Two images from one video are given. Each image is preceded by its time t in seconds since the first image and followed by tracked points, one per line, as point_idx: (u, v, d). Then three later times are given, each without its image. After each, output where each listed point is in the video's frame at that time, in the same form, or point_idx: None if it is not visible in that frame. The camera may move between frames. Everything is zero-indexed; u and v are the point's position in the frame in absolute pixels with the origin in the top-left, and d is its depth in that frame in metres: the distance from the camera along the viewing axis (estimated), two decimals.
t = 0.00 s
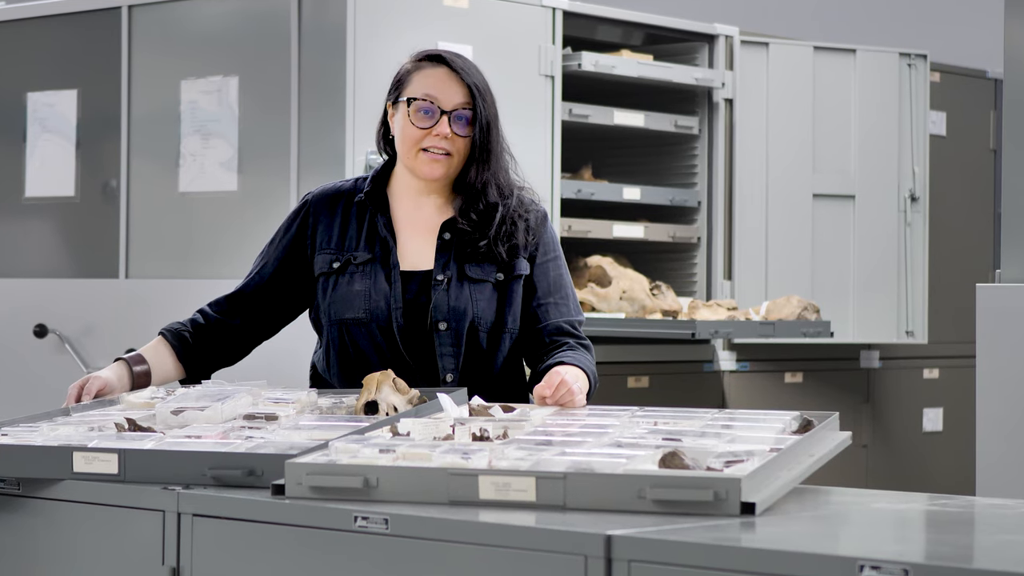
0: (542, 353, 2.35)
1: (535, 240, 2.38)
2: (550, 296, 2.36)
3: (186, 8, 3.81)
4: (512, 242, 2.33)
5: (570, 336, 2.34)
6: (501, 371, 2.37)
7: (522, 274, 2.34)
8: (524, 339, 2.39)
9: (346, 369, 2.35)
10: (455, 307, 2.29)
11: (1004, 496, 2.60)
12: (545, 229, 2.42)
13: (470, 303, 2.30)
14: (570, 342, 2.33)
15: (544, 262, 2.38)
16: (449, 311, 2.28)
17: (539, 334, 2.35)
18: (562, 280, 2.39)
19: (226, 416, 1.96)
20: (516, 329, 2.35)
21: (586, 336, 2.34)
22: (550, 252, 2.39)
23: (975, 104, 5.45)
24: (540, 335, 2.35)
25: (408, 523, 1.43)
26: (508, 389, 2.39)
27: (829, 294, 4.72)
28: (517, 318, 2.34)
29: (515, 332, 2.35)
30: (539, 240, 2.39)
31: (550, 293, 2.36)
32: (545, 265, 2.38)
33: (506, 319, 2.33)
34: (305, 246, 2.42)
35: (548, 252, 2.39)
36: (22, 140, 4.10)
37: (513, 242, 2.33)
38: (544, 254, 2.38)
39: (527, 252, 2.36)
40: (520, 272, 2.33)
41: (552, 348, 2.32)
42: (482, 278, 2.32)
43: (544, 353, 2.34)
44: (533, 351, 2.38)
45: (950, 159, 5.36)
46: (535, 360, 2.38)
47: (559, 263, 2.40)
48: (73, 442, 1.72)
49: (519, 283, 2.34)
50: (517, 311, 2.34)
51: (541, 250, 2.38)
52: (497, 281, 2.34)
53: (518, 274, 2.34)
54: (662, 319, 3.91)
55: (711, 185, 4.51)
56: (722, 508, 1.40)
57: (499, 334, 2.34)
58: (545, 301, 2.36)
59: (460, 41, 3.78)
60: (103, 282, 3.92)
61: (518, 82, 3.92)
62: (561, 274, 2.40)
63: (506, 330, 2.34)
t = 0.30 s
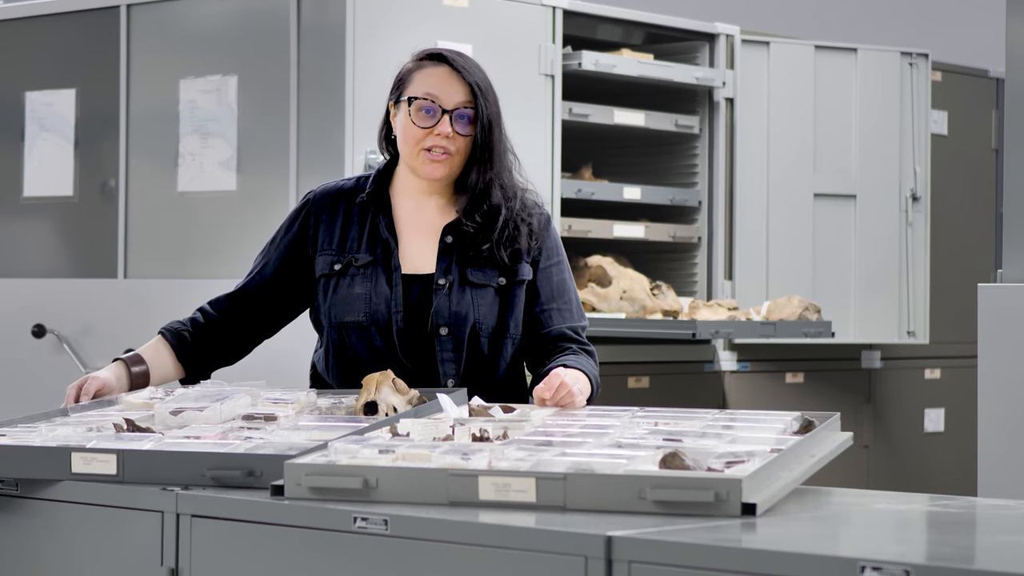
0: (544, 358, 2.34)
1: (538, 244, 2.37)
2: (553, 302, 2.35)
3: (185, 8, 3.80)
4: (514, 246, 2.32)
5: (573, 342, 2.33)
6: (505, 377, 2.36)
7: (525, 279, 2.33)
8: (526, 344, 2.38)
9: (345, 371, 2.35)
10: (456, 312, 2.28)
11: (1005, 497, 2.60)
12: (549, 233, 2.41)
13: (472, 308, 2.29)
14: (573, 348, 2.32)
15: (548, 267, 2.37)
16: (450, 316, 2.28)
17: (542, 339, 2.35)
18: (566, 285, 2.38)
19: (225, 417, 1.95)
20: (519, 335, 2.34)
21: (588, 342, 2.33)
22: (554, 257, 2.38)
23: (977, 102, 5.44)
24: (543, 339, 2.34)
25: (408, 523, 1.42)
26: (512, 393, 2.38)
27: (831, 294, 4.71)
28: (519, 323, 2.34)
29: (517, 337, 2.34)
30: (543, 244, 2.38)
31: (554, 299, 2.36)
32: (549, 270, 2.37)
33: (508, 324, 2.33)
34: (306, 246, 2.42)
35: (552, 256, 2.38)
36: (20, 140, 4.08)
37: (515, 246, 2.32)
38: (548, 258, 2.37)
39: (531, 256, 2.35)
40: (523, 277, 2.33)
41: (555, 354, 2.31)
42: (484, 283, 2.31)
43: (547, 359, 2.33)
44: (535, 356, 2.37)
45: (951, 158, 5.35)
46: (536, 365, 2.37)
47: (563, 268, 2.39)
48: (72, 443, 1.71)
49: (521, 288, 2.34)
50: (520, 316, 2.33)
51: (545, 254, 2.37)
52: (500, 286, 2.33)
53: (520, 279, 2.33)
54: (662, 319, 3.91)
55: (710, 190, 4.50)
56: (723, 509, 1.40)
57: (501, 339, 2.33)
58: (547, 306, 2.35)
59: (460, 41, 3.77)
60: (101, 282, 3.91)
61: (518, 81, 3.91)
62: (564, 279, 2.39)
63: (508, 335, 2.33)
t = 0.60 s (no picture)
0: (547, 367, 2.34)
1: (539, 251, 2.36)
2: (555, 309, 2.35)
3: (184, 7, 3.79)
4: (514, 253, 2.31)
5: (575, 349, 2.33)
6: (506, 384, 2.35)
7: (524, 286, 2.32)
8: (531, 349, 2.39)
9: (342, 375, 2.36)
10: (453, 320, 2.27)
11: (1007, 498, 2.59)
12: (550, 238, 2.39)
13: (469, 315, 2.28)
14: (575, 355, 2.31)
15: (548, 273, 2.35)
16: (447, 324, 2.27)
17: (546, 347, 2.35)
18: (569, 292, 2.37)
19: (224, 417, 1.95)
20: (518, 341, 2.33)
21: (591, 350, 2.32)
22: (556, 263, 2.37)
23: (978, 101, 5.43)
24: (547, 347, 2.34)
25: (408, 524, 1.41)
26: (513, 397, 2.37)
27: (832, 295, 4.70)
28: (518, 330, 2.33)
29: (516, 344, 2.33)
30: (544, 250, 2.36)
31: (557, 306, 2.35)
32: (550, 277, 2.35)
33: (507, 331, 2.32)
34: (305, 247, 2.41)
35: (553, 262, 2.37)
36: (18, 139, 4.07)
37: (514, 253, 2.31)
38: (549, 264, 2.36)
39: (531, 263, 2.34)
40: (522, 284, 2.32)
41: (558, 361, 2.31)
42: (482, 289, 2.30)
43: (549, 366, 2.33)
44: (540, 360, 2.37)
45: (953, 158, 5.34)
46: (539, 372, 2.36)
47: (565, 274, 2.38)
48: (71, 443, 1.71)
49: (521, 295, 2.32)
50: (518, 323, 2.32)
51: (546, 260, 2.36)
52: (498, 292, 2.32)
53: (519, 286, 2.32)
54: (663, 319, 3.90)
55: (712, 179, 4.51)
56: (724, 510, 1.39)
57: (500, 346, 2.32)
58: (550, 314, 2.34)
59: (460, 40, 3.77)
60: (100, 282, 3.90)
61: (518, 81, 3.91)
62: (566, 285, 2.37)
63: (506, 342, 2.32)
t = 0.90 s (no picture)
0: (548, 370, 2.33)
1: (539, 251, 2.35)
2: (557, 312, 2.34)
3: (183, 6, 3.79)
4: (514, 253, 2.30)
5: (576, 352, 2.32)
6: (506, 387, 2.34)
7: (524, 288, 2.32)
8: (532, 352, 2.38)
9: (341, 376, 2.35)
10: (453, 321, 2.26)
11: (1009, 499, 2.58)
12: (551, 238, 2.39)
13: (469, 316, 2.27)
14: (576, 359, 2.31)
15: (549, 274, 2.35)
16: (446, 326, 2.26)
17: (547, 349, 2.34)
18: (569, 293, 2.37)
19: (224, 417, 1.94)
20: (518, 343, 2.33)
21: (593, 352, 2.31)
22: (556, 263, 2.36)
23: (980, 100, 5.43)
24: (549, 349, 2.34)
25: (407, 525, 1.40)
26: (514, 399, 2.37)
27: (833, 294, 4.69)
28: (518, 332, 2.32)
29: (516, 346, 2.32)
30: (544, 250, 2.36)
31: (558, 308, 2.34)
32: (551, 278, 2.35)
33: (507, 333, 2.31)
34: (304, 247, 2.40)
35: (554, 262, 2.36)
36: (16, 138, 4.06)
37: (515, 253, 2.30)
38: (550, 265, 2.35)
39: (532, 263, 2.33)
40: (522, 285, 2.31)
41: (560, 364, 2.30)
42: (481, 291, 2.29)
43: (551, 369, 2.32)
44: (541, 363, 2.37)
45: (955, 157, 5.33)
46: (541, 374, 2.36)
47: (565, 275, 2.37)
48: (69, 444, 1.70)
49: (521, 297, 2.32)
50: (518, 325, 2.32)
51: (547, 261, 2.35)
52: (499, 293, 2.31)
53: (520, 288, 2.31)
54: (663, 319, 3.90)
55: (712, 178, 4.50)
56: (725, 511, 1.38)
57: (499, 348, 2.32)
58: (552, 316, 2.34)
59: (460, 40, 3.76)
60: (99, 282, 3.89)
61: (518, 80, 3.90)
62: (567, 286, 2.37)
63: (506, 344, 2.31)
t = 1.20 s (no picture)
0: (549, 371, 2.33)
1: (542, 252, 2.34)
2: (558, 312, 2.34)
3: (182, 4, 3.78)
4: (516, 253, 2.30)
5: (578, 353, 2.32)
6: (507, 388, 2.33)
7: (526, 289, 2.31)
8: (531, 350, 2.38)
9: (343, 376, 2.34)
10: (455, 322, 2.26)
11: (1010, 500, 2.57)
12: (553, 239, 2.38)
13: (471, 317, 2.27)
14: (578, 359, 2.30)
15: (551, 275, 2.34)
16: (449, 326, 2.25)
17: (548, 349, 2.34)
18: (571, 294, 2.36)
19: (223, 418, 1.93)
20: (520, 344, 2.32)
21: (593, 353, 2.31)
22: (558, 264, 2.36)
23: (982, 99, 5.42)
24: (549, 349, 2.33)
25: (407, 525, 1.39)
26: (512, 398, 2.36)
27: (834, 294, 4.69)
28: (520, 334, 2.32)
29: (518, 348, 2.32)
30: (546, 251, 2.35)
31: (560, 309, 2.34)
32: (553, 278, 2.34)
33: (508, 334, 2.31)
34: (305, 247, 2.39)
35: (556, 263, 2.36)
36: (14, 138, 4.05)
37: (517, 254, 2.30)
38: (552, 265, 2.35)
39: (534, 264, 2.33)
40: (524, 287, 2.30)
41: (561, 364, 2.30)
42: (484, 292, 2.29)
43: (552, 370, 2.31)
44: (540, 362, 2.37)
45: (956, 156, 5.32)
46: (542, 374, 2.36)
47: (567, 275, 2.37)
48: (67, 444, 1.69)
49: (523, 297, 2.31)
50: (520, 326, 2.31)
51: (549, 261, 2.35)
52: (501, 294, 2.31)
53: (522, 289, 2.31)
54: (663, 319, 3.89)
55: (712, 177, 4.49)
56: (726, 512, 1.37)
57: (501, 349, 2.31)
58: (553, 316, 2.33)
59: (460, 39, 3.75)
60: (97, 282, 3.89)
61: (518, 80, 3.89)
62: (569, 287, 2.36)
63: (508, 345, 2.31)
